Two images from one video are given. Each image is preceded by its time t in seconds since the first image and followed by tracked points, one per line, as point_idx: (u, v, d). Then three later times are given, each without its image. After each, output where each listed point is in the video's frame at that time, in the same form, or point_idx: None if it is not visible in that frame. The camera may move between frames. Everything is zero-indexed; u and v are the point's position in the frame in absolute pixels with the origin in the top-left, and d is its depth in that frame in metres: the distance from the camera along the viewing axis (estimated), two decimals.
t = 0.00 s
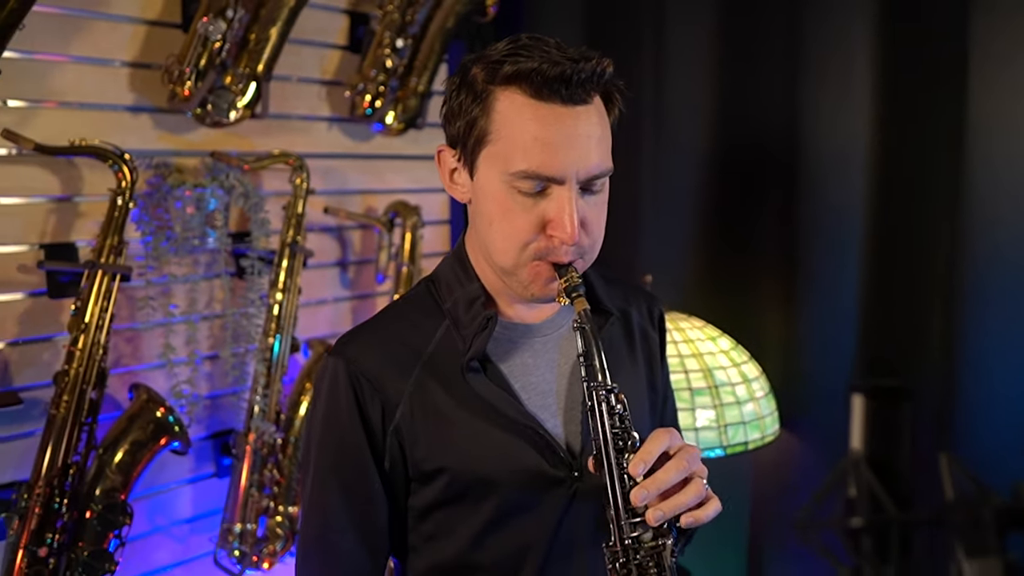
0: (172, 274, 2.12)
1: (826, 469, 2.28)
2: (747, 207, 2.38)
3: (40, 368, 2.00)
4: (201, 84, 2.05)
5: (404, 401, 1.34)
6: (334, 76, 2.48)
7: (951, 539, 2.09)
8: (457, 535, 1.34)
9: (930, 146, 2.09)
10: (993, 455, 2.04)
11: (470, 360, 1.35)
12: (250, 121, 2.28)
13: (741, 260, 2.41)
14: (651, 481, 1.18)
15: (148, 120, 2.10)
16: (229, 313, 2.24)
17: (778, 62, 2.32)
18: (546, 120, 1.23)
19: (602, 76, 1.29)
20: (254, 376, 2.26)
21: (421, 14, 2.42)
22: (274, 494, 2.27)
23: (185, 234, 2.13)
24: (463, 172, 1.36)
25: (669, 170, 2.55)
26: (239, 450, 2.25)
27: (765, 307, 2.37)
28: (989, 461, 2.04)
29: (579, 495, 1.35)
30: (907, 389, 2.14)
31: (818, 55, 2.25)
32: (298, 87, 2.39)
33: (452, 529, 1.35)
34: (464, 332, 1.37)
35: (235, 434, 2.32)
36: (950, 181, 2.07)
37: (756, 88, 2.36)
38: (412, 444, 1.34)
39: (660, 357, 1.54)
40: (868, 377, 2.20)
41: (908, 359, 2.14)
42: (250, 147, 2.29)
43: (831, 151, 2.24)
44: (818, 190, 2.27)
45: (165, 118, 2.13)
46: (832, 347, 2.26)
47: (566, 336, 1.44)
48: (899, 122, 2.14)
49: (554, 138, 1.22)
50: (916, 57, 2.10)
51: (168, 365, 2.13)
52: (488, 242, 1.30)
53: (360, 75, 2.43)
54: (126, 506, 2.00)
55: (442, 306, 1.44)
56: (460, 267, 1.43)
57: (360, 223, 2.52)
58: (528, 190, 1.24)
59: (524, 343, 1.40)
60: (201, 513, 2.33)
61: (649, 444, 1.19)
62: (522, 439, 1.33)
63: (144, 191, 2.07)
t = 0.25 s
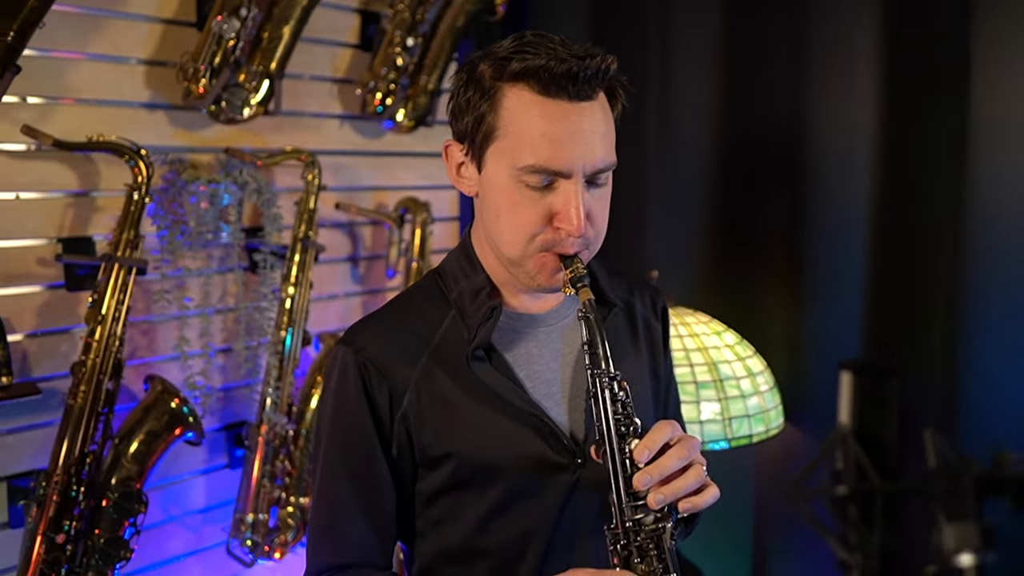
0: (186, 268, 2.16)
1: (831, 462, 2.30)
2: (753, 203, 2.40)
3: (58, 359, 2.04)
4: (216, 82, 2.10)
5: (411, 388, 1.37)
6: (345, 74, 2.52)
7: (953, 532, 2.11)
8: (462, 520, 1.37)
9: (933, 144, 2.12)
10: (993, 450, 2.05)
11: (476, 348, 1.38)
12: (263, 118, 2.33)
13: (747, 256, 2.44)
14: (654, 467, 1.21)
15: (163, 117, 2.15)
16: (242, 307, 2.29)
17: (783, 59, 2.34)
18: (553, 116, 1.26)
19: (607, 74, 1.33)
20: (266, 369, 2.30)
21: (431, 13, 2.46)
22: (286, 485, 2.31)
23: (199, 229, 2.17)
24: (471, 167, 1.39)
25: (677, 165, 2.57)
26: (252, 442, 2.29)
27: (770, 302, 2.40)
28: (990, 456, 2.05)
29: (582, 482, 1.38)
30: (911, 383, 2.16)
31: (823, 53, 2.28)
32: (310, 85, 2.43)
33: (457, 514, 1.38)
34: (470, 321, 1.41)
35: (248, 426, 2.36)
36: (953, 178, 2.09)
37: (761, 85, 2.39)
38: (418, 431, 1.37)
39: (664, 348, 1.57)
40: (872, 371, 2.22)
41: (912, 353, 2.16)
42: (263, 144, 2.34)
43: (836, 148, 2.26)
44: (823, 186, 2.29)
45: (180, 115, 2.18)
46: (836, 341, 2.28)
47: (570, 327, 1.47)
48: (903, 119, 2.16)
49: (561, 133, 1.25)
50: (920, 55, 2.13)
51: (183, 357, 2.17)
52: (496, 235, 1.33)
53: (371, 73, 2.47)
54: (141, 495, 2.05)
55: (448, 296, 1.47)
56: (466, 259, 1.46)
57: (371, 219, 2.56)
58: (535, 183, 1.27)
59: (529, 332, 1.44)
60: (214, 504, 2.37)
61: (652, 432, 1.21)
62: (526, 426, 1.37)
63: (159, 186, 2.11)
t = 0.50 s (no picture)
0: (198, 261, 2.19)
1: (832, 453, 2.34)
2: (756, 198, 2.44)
3: (74, 349, 2.08)
4: (228, 79, 2.13)
5: (420, 375, 1.41)
6: (354, 71, 2.56)
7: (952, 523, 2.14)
8: (469, 504, 1.41)
9: (933, 139, 2.14)
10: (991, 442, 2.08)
11: (482, 337, 1.43)
12: (274, 114, 2.37)
13: (750, 251, 2.47)
14: (656, 449, 1.24)
15: (177, 113, 2.19)
16: (253, 299, 2.34)
17: (785, 57, 2.38)
18: (556, 107, 1.30)
19: (608, 67, 1.37)
20: (277, 360, 2.34)
21: (439, 11, 2.50)
22: (296, 474, 2.36)
23: (211, 223, 2.21)
24: (477, 159, 1.43)
25: (681, 161, 2.60)
26: (262, 432, 2.33)
27: (773, 296, 2.43)
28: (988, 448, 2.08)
29: (586, 467, 1.42)
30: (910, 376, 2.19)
31: (825, 50, 2.31)
32: (319, 82, 2.47)
33: (464, 498, 1.42)
34: (477, 311, 1.45)
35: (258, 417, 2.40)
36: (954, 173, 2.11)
37: (763, 82, 2.43)
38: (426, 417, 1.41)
39: (665, 337, 1.61)
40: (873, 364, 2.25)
41: (909, 343, 2.18)
42: (274, 140, 2.38)
43: (837, 144, 2.30)
44: (825, 182, 2.32)
45: (193, 111, 2.22)
46: (837, 335, 2.31)
47: (574, 316, 1.51)
48: (903, 115, 2.19)
49: (564, 124, 1.29)
50: (920, 52, 2.16)
51: (195, 349, 2.21)
52: (502, 224, 1.36)
53: (379, 71, 2.51)
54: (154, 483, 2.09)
55: (455, 286, 1.51)
56: (473, 250, 1.50)
57: (380, 214, 2.60)
58: (539, 172, 1.31)
59: (533, 321, 1.48)
60: (225, 493, 2.41)
61: (653, 416, 1.25)
62: (531, 412, 1.41)
63: (173, 180, 2.16)
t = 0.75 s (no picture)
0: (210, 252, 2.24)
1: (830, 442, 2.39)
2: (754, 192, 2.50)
3: (90, 339, 2.14)
4: (239, 75, 2.19)
5: (427, 359, 1.46)
6: (362, 68, 2.61)
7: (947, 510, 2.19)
8: (474, 483, 1.46)
9: (929, 135, 2.20)
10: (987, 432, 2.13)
11: (487, 322, 1.47)
12: (284, 110, 2.43)
13: (749, 244, 2.52)
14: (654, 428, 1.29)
15: (189, 108, 2.25)
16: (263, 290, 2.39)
17: (785, 54, 2.43)
18: (558, 97, 1.35)
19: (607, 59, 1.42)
20: (286, 351, 2.39)
21: (445, 9, 2.55)
22: (304, 462, 2.41)
23: (223, 215, 2.26)
24: (482, 150, 1.48)
25: (682, 156, 2.65)
26: (272, 420, 2.38)
27: (772, 288, 2.48)
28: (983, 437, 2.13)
29: (588, 448, 1.47)
30: (905, 366, 2.23)
31: (823, 47, 2.36)
32: (328, 78, 2.52)
33: (469, 478, 1.47)
34: (483, 297, 1.50)
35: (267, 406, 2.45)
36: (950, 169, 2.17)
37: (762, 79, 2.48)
38: (433, 399, 1.46)
39: (665, 325, 1.66)
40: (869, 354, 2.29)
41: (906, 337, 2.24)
42: (283, 135, 2.44)
43: (835, 139, 2.35)
44: (823, 177, 2.38)
45: (204, 107, 2.28)
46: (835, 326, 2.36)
47: (577, 304, 1.56)
48: (900, 111, 2.24)
49: (565, 113, 1.34)
50: (916, 49, 2.21)
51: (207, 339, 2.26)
52: (506, 211, 1.41)
53: (386, 67, 2.56)
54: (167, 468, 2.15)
55: (462, 274, 1.56)
56: (478, 239, 1.55)
57: (386, 208, 2.65)
58: (542, 160, 1.36)
59: (537, 307, 1.53)
60: (235, 481, 2.46)
61: (651, 396, 1.29)
62: (534, 395, 1.46)
63: (185, 174, 2.21)
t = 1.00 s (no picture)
0: (220, 243, 2.31)
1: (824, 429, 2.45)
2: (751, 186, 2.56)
3: (103, 326, 2.20)
4: (248, 70, 2.24)
5: (434, 340, 1.52)
6: (368, 63, 2.67)
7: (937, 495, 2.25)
8: (478, 461, 1.52)
9: (922, 128, 2.25)
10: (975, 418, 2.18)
11: (492, 305, 1.53)
12: (292, 104, 2.49)
13: (746, 236, 2.58)
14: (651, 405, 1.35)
15: (199, 102, 2.31)
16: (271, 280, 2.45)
17: (781, 50, 2.48)
18: (562, 88, 1.41)
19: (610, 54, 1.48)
20: (294, 340, 2.44)
21: (449, 6, 2.60)
22: (311, 448, 2.47)
23: (233, 207, 2.32)
24: (488, 140, 1.54)
25: (681, 150, 2.71)
26: (279, 407, 2.44)
27: (768, 279, 2.54)
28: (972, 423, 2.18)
29: (588, 427, 1.53)
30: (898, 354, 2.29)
31: (819, 44, 2.41)
32: (334, 74, 2.58)
33: (474, 456, 1.53)
34: (487, 282, 1.56)
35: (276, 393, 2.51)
36: (942, 160, 2.22)
37: (759, 75, 2.53)
38: (439, 379, 1.52)
39: (662, 311, 1.72)
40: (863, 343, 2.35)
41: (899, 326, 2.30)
42: (291, 129, 2.50)
43: (830, 133, 2.41)
44: (818, 170, 2.44)
45: (214, 101, 2.34)
46: (829, 315, 2.42)
47: (577, 289, 1.62)
48: (893, 105, 2.29)
49: (570, 103, 1.40)
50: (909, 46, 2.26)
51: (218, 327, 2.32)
52: (511, 198, 1.47)
53: (392, 63, 2.62)
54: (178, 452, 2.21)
55: (467, 260, 1.62)
56: (483, 226, 1.61)
57: (391, 201, 2.71)
58: (546, 149, 1.42)
59: (539, 292, 1.59)
60: (244, 467, 2.52)
61: (647, 373, 1.35)
62: (537, 376, 1.52)
63: (196, 166, 2.27)
